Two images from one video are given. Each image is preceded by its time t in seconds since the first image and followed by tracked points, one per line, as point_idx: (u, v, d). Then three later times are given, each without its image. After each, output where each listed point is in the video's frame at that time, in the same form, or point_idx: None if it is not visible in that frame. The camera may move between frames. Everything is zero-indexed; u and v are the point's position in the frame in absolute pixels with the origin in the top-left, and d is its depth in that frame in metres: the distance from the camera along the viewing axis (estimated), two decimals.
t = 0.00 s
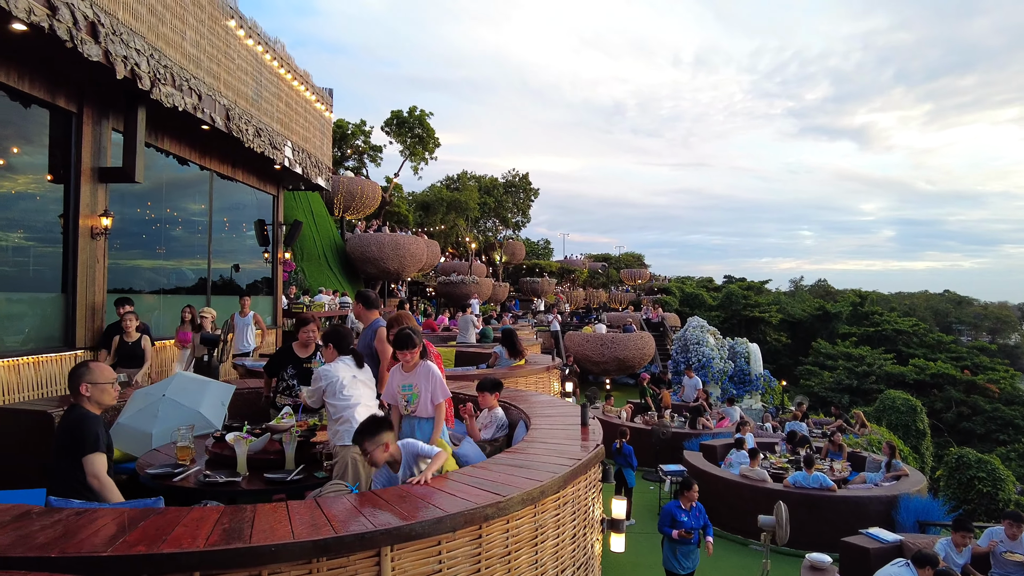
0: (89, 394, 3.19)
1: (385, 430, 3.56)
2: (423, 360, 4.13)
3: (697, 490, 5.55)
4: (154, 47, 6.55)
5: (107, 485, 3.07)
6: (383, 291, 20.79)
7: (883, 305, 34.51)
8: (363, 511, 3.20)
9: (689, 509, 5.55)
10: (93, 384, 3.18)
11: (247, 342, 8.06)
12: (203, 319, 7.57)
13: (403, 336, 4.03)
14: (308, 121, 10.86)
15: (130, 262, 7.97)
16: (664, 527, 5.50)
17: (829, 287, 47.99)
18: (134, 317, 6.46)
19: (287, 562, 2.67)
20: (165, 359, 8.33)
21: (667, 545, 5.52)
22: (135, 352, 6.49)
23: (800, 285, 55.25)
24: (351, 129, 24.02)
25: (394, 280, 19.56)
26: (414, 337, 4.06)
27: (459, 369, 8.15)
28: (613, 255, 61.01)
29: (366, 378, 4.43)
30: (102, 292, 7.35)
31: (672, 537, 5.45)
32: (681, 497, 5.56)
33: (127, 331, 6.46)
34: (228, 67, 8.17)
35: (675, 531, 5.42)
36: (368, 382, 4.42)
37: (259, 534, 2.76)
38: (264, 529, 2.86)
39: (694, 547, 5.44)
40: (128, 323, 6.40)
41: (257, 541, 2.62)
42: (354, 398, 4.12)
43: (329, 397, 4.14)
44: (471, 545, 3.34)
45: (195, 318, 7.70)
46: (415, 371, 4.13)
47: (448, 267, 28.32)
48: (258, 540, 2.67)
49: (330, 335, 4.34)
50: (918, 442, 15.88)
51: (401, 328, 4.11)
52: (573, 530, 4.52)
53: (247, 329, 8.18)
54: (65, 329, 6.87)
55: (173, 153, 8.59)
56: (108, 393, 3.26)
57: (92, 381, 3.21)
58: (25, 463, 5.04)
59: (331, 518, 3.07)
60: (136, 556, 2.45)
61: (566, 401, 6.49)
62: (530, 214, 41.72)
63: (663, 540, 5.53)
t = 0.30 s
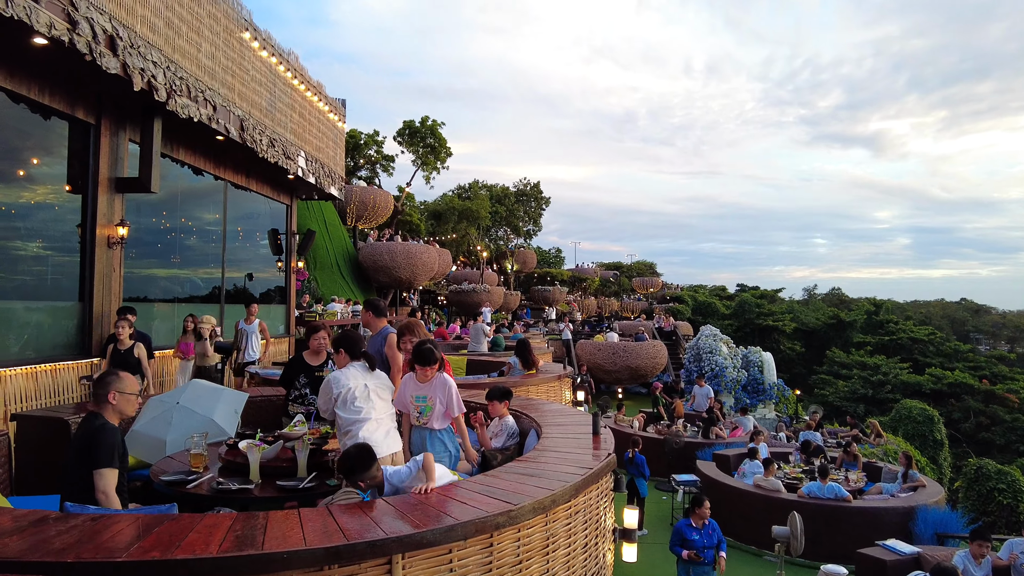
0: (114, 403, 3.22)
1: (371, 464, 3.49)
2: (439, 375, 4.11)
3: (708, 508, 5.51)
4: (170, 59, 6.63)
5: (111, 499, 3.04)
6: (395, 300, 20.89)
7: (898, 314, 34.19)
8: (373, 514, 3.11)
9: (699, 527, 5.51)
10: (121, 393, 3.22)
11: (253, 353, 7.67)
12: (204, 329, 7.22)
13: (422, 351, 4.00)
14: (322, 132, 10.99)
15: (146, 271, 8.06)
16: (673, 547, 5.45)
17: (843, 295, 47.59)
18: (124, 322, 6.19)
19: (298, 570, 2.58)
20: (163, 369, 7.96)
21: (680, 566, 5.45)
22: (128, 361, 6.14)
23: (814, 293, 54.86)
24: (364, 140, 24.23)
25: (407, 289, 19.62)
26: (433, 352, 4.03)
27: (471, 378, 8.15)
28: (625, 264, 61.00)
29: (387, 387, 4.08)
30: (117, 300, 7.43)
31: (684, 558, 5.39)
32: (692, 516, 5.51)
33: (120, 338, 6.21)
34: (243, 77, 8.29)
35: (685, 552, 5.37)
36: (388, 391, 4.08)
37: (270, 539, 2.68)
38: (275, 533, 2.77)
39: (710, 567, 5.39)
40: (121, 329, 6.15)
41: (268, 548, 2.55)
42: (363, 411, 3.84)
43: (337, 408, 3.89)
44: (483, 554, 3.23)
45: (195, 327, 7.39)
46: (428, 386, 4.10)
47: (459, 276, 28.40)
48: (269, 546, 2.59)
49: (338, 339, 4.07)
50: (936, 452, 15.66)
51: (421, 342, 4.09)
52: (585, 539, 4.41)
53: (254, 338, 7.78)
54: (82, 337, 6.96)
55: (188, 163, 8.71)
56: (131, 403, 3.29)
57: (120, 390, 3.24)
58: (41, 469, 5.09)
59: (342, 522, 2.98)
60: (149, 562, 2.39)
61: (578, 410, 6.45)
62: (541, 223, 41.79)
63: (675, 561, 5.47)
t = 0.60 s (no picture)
0: (142, 413, 3.26)
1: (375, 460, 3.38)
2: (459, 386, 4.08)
3: (721, 521, 5.47)
4: (186, 69, 6.73)
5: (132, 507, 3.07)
6: (406, 307, 20.97)
7: (913, 320, 33.84)
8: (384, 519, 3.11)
9: (714, 542, 5.47)
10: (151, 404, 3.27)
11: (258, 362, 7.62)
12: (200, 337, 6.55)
13: (442, 362, 3.97)
14: (334, 140, 11.09)
15: (159, 278, 8.13)
16: (690, 563, 5.39)
17: (857, 302, 47.15)
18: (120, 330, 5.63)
19: None
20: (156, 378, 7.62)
21: None
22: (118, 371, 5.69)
23: (826, 300, 54.41)
24: (375, 147, 24.37)
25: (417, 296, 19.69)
26: (453, 364, 4.00)
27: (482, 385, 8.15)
28: (635, 271, 60.88)
29: (392, 394, 3.84)
30: (131, 307, 7.50)
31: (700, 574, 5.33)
32: (705, 530, 5.48)
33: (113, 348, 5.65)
34: (256, 87, 8.40)
35: (703, 568, 5.31)
36: (393, 399, 3.85)
37: (282, 545, 2.67)
38: (287, 539, 2.77)
39: None
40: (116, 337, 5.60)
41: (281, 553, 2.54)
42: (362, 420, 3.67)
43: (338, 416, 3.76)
44: (493, 561, 3.21)
45: (192, 334, 6.77)
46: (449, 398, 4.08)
47: (470, 283, 28.48)
48: (281, 552, 2.59)
49: (347, 343, 3.97)
50: (952, 461, 15.47)
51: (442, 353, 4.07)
52: (596, 547, 4.37)
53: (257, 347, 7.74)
54: (97, 343, 7.03)
55: (201, 171, 8.81)
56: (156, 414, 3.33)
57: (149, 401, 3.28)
58: (58, 473, 5.14)
59: (354, 526, 2.98)
60: (166, 567, 2.39)
61: (589, 418, 6.43)
62: (552, 230, 41.77)
63: None
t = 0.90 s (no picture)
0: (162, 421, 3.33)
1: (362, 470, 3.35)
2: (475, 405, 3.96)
3: (736, 539, 5.43)
4: (196, 79, 6.80)
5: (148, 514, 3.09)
6: (414, 314, 21.03)
7: (924, 328, 33.56)
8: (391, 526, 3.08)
9: (729, 559, 5.42)
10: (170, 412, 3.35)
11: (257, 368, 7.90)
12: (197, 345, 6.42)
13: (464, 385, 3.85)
14: (343, 149, 11.17)
15: (169, 286, 8.18)
16: None
17: (867, 309, 46.80)
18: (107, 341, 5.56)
19: None
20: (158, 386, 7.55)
21: None
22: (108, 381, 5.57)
23: (837, 308, 53.98)
24: (384, 156, 24.53)
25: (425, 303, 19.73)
26: (474, 389, 3.92)
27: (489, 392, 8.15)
28: (643, 278, 60.79)
29: (391, 404, 3.70)
30: (142, 315, 7.57)
31: None
32: (721, 547, 5.43)
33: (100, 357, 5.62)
34: (266, 96, 8.49)
35: None
36: (392, 409, 3.70)
37: (290, 553, 2.66)
38: (295, 546, 2.76)
39: None
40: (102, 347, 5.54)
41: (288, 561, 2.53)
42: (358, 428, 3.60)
43: (336, 425, 3.69)
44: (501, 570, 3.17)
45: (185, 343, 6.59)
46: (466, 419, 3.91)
47: (478, 290, 28.55)
48: (288, 560, 2.57)
49: (351, 351, 3.78)
50: (965, 470, 15.29)
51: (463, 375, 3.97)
52: (605, 556, 4.32)
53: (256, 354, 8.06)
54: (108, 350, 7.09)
55: (211, 179, 8.89)
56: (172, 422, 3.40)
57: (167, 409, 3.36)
58: (72, 479, 5.19)
59: (361, 533, 2.96)
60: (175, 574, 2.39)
61: (597, 426, 6.41)
62: (560, 237, 41.76)
63: None
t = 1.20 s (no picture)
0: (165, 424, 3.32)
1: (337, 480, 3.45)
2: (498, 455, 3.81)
3: (745, 552, 5.39)
4: (203, 87, 6.85)
5: (155, 517, 3.10)
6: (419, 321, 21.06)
7: (931, 335, 33.39)
8: (398, 531, 3.07)
9: (740, 570, 5.38)
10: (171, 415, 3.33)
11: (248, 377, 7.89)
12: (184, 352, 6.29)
13: (489, 455, 3.60)
14: (349, 157, 11.24)
15: (175, 293, 8.22)
16: None
17: (873, 316, 46.61)
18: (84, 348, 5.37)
19: None
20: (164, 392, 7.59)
21: None
22: (85, 391, 5.39)
23: (843, 314, 53.73)
24: (389, 164, 24.62)
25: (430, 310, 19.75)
26: (499, 456, 3.66)
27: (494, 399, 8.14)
28: (648, 285, 60.76)
29: (392, 411, 3.66)
30: (150, 322, 7.61)
31: None
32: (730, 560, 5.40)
33: (78, 365, 5.45)
34: (273, 105, 8.56)
35: None
36: (393, 417, 3.66)
37: (297, 559, 2.66)
38: (302, 552, 2.75)
39: None
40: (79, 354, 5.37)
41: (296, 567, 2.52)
42: (359, 437, 3.58)
43: (336, 433, 3.68)
44: None
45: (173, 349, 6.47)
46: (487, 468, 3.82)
47: (483, 297, 28.58)
48: (296, 567, 2.57)
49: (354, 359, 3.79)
50: (974, 479, 15.17)
51: (486, 439, 3.65)
52: (610, 564, 4.29)
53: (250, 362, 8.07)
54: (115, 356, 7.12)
55: (218, 187, 8.96)
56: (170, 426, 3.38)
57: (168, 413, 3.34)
58: (77, 485, 5.19)
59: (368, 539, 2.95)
60: None
61: (602, 433, 6.39)
62: (565, 244, 41.75)
63: None
